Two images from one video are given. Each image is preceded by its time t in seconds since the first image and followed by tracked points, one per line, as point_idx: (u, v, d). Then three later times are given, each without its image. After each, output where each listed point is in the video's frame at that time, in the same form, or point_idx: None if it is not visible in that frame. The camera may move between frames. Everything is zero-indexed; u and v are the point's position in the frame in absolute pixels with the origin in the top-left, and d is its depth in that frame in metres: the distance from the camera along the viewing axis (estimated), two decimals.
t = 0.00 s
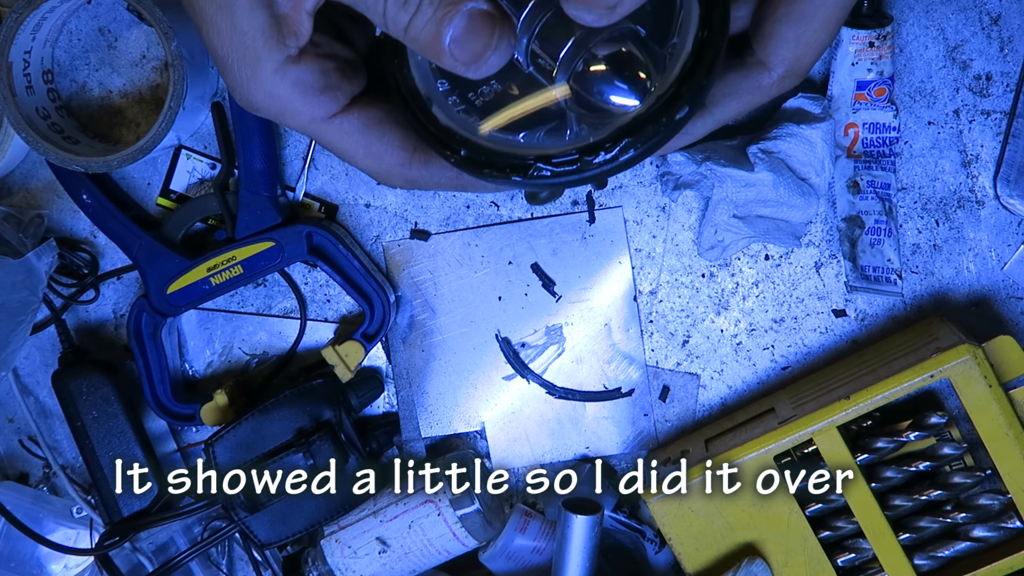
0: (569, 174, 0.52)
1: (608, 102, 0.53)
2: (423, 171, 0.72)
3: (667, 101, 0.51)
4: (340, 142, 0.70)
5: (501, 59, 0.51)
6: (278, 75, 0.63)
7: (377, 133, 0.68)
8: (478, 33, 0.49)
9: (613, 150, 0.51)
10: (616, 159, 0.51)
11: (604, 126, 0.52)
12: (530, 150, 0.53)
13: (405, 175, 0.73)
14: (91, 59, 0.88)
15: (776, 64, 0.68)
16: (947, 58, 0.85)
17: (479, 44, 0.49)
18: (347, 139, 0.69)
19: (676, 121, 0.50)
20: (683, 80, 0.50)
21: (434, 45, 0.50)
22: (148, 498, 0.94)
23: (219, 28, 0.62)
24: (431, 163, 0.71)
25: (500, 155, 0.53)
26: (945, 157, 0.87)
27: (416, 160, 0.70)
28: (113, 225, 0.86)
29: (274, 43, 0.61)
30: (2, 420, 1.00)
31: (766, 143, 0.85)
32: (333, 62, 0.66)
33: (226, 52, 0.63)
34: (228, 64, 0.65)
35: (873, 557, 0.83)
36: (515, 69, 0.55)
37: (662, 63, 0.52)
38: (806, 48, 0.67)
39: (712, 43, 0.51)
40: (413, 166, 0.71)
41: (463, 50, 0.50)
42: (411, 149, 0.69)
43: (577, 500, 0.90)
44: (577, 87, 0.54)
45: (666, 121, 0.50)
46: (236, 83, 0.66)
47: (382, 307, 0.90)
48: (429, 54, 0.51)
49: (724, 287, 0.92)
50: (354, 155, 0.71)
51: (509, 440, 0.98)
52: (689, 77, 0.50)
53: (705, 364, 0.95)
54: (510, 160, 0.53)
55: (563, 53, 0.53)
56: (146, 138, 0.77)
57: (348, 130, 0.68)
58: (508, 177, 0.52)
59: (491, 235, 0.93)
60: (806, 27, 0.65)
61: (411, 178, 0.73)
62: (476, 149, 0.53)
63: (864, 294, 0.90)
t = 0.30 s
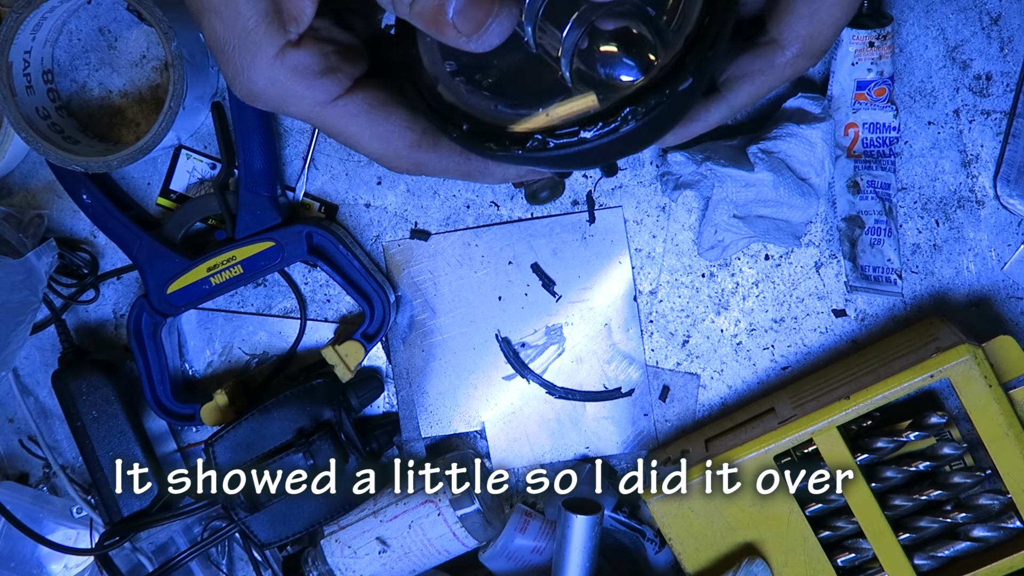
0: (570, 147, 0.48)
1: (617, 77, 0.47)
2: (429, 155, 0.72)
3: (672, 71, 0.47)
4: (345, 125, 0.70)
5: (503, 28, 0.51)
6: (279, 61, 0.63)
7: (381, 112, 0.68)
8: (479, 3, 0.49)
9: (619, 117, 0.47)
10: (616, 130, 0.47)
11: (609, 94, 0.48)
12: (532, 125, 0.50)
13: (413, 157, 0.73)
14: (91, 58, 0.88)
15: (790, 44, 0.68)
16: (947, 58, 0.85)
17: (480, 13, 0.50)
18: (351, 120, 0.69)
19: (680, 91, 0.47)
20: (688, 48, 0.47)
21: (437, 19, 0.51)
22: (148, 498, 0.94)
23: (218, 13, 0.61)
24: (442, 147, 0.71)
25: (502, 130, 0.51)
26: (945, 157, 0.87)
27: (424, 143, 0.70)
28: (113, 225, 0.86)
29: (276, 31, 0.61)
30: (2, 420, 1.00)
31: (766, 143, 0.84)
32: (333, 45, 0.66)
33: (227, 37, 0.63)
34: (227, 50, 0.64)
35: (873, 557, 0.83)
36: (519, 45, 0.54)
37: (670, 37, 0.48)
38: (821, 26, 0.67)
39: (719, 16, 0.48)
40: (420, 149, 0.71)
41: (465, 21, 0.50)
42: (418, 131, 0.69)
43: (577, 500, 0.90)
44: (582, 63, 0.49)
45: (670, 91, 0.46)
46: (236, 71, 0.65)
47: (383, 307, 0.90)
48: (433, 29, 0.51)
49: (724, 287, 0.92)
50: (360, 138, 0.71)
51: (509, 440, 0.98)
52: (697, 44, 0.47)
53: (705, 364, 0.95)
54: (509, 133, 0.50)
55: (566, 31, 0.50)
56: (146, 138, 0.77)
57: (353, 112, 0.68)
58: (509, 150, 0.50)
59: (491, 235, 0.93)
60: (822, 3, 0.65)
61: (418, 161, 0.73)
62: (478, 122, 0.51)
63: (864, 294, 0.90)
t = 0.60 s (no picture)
0: (577, 147, 0.49)
1: (626, 79, 0.49)
2: (445, 152, 0.72)
3: (675, 72, 0.47)
4: (361, 125, 0.70)
5: (510, 30, 0.51)
6: (295, 70, 0.64)
7: (397, 112, 0.67)
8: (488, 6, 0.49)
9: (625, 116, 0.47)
10: (620, 131, 0.48)
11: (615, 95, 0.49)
12: (541, 124, 0.50)
13: (429, 153, 0.73)
14: (91, 59, 0.88)
15: (797, 34, 0.68)
16: (947, 58, 0.85)
17: (488, 16, 0.50)
18: (367, 121, 0.69)
19: (683, 93, 0.47)
20: (691, 50, 0.47)
21: (446, 23, 0.51)
22: (148, 498, 0.94)
23: (233, 25, 0.60)
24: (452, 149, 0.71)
25: (511, 128, 0.51)
26: (945, 157, 0.87)
27: (439, 141, 0.70)
28: (113, 225, 0.86)
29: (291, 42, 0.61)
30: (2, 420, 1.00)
31: (766, 143, 0.84)
32: (345, 50, 0.67)
33: (243, 48, 0.62)
34: (243, 61, 0.64)
35: (873, 557, 0.83)
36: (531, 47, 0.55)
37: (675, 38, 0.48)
38: (829, 16, 0.68)
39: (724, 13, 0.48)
40: (436, 147, 0.71)
41: (475, 24, 0.50)
42: (433, 129, 0.68)
43: (577, 500, 0.90)
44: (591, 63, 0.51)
45: (674, 92, 0.46)
46: (252, 82, 0.65)
47: (383, 307, 0.90)
48: (442, 33, 0.51)
49: (724, 286, 0.92)
50: (376, 138, 0.71)
51: (509, 440, 0.98)
52: (699, 48, 0.47)
53: (705, 364, 0.95)
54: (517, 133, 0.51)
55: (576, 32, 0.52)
56: (146, 138, 0.77)
57: (368, 112, 0.68)
58: (518, 149, 0.50)
59: (491, 235, 0.93)
60: None
61: (434, 158, 0.73)
62: (490, 123, 0.52)
63: (864, 294, 0.90)
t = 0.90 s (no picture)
0: (582, 130, 0.49)
1: (627, 59, 0.49)
2: (448, 138, 0.72)
3: (680, 52, 0.47)
4: (364, 112, 0.69)
5: (514, 14, 0.50)
6: (296, 58, 0.63)
7: (400, 98, 0.67)
8: None
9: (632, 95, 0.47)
10: (626, 111, 0.48)
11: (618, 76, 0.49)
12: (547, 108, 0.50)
13: (433, 141, 0.72)
14: (91, 58, 0.88)
15: (800, 5, 0.67)
16: (947, 58, 0.85)
17: None
18: (370, 107, 0.68)
19: (688, 72, 0.47)
20: (695, 30, 0.47)
21: (449, 8, 0.50)
22: (148, 498, 0.94)
23: (236, 13, 0.61)
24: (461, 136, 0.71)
25: (514, 113, 0.51)
26: (945, 157, 0.87)
27: (443, 127, 0.70)
28: (113, 225, 0.86)
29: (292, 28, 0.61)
30: (2, 420, 1.00)
31: (766, 144, 0.84)
32: (346, 38, 0.67)
33: (246, 36, 0.62)
34: (246, 48, 0.64)
35: (873, 557, 0.83)
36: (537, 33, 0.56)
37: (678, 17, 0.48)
38: None
39: None
40: (440, 132, 0.71)
41: (478, 8, 0.49)
42: (437, 114, 0.68)
43: (577, 500, 0.90)
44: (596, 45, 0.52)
45: (678, 72, 0.47)
46: (255, 70, 0.65)
47: (383, 307, 0.90)
48: (446, 19, 0.51)
49: (724, 287, 0.92)
50: (379, 125, 0.71)
51: (509, 440, 0.98)
52: (703, 27, 0.47)
53: (705, 364, 0.95)
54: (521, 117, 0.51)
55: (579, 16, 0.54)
56: (146, 138, 0.77)
57: (370, 98, 0.67)
58: (523, 135, 0.50)
59: (491, 235, 0.93)
60: None
61: (438, 144, 0.73)
62: (495, 109, 0.52)
63: (864, 294, 0.90)
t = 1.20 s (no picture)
0: (588, 137, 0.49)
1: (632, 67, 0.49)
2: (451, 144, 0.72)
3: (684, 57, 0.47)
4: (366, 121, 0.69)
5: (516, 21, 0.51)
6: (297, 67, 0.64)
7: (401, 107, 0.67)
8: None
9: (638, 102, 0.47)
10: (631, 118, 0.48)
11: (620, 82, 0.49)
12: (552, 115, 0.51)
13: (434, 147, 0.72)
14: (91, 58, 0.88)
15: (800, 5, 0.68)
16: (947, 58, 0.85)
17: (494, 4, 0.49)
18: (371, 116, 0.68)
19: (693, 77, 0.47)
20: (700, 35, 0.47)
21: (452, 14, 0.50)
22: (148, 498, 0.94)
23: (237, 25, 0.62)
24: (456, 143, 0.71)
25: (518, 122, 0.51)
26: (945, 157, 0.87)
27: (445, 133, 0.70)
28: (113, 225, 0.86)
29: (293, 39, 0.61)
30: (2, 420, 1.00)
31: (766, 143, 0.84)
32: (346, 48, 0.68)
33: (248, 48, 0.63)
34: (247, 60, 0.64)
35: (873, 557, 0.83)
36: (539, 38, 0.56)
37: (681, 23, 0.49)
38: None
39: None
40: (443, 139, 0.71)
41: (481, 15, 0.50)
42: (439, 122, 0.68)
43: (577, 500, 0.90)
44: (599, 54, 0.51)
45: (683, 78, 0.47)
46: (257, 81, 0.65)
47: (383, 307, 0.90)
48: (448, 26, 0.51)
49: (724, 287, 0.92)
50: (382, 134, 0.71)
51: (509, 440, 0.98)
52: (707, 31, 0.47)
53: (705, 364, 0.95)
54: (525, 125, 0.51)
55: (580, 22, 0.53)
56: (146, 138, 0.77)
57: (372, 107, 0.67)
58: (527, 142, 0.50)
59: (491, 235, 0.93)
60: None
61: (440, 150, 0.72)
62: (499, 116, 0.52)
63: (864, 294, 0.90)
